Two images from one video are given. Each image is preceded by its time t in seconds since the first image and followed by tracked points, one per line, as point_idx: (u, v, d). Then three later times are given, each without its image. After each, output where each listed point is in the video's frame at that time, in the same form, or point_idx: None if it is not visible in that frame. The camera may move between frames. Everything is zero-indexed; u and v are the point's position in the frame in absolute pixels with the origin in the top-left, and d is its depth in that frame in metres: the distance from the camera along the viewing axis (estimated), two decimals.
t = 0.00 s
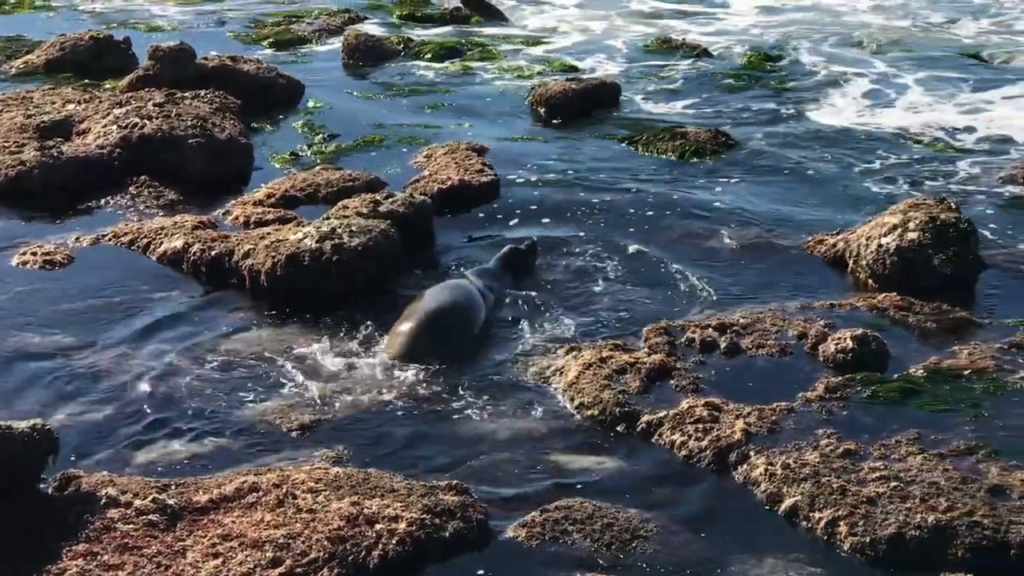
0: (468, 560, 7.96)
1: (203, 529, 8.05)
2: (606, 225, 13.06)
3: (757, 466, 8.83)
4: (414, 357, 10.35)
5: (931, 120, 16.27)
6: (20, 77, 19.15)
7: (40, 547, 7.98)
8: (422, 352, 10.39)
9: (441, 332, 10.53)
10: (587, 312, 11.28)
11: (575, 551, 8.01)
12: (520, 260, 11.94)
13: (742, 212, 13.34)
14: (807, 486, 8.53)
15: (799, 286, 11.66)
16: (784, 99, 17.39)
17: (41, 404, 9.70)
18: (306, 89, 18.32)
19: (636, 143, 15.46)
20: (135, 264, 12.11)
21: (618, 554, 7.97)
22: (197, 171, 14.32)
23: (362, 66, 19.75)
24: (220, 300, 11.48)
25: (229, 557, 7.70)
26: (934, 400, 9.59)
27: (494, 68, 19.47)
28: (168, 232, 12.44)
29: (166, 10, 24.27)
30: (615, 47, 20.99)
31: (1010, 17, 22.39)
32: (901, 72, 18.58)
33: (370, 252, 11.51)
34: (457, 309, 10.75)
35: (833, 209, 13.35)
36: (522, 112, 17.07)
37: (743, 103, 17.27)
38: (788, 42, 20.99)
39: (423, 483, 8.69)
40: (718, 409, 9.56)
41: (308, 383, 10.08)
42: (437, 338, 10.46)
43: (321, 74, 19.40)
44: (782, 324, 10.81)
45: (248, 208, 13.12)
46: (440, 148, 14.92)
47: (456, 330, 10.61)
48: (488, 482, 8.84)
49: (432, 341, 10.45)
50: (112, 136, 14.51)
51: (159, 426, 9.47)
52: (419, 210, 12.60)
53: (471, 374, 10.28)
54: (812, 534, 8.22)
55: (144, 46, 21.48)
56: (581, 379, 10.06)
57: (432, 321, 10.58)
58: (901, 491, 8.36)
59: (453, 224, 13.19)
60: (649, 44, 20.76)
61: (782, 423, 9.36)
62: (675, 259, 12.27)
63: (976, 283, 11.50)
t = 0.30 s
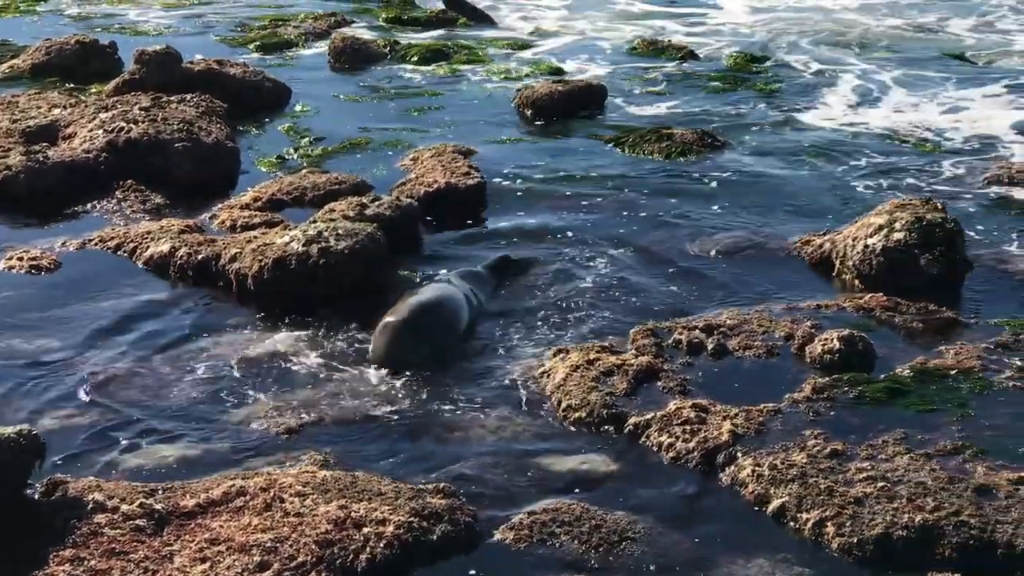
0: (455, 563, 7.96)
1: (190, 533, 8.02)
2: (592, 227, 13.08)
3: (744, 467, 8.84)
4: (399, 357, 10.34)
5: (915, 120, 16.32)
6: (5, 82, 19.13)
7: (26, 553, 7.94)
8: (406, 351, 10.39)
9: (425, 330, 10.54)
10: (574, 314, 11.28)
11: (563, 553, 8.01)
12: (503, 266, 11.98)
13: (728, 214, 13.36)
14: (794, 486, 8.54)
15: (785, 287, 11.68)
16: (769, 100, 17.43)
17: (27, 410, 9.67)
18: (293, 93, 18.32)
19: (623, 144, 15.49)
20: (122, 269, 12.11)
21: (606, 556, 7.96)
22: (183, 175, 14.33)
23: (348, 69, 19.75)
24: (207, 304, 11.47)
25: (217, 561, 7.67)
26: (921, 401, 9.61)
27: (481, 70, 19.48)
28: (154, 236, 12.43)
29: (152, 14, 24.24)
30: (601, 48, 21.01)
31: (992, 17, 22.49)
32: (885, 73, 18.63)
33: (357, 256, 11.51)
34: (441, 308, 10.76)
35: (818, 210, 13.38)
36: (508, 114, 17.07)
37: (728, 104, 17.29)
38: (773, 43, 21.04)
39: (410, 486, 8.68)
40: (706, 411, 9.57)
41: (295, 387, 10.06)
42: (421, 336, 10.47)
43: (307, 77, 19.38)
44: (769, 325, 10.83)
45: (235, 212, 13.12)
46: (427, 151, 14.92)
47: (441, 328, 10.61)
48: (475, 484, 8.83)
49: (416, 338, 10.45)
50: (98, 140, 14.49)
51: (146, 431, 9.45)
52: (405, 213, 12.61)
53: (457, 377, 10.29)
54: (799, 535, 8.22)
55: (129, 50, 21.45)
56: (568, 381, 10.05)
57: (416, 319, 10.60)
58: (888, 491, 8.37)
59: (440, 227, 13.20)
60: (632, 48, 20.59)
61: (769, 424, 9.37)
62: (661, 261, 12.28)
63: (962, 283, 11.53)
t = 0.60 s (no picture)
0: (447, 561, 7.95)
1: (182, 533, 8.00)
2: (583, 225, 13.09)
3: (735, 464, 8.84)
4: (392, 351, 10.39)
5: (903, 117, 16.35)
6: None
7: (17, 553, 7.90)
8: (396, 344, 10.42)
9: (416, 323, 10.58)
10: (564, 312, 11.28)
11: (555, 551, 8.00)
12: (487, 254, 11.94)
13: (719, 212, 13.37)
14: (786, 483, 8.54)
15: (775, 285, 11.69)
16: (758, 97, 17.43)
17: (17, 411, 9.64)
18: (283, 92, 18.30)
19: (613, 142, 15.51)
20: (112, 269, 12.09)
21: (598, 554, 7.96)
22: (173, 175, 14.32)
23: (338, 68, 19.74)
24: (199, 304, 11.46)
25: (208, 561, 7.65)
26: (911, 397, 9.63)
27: (471, 69, 19.48)
28: (145, 236, 12.42)
29: (140, 14, 24.20)
30: (591, 47, 21.01)
31: (980, 13, 22.54)
32: (873, 71, 18.65)
33: (348, 255, 11.51)
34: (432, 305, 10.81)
35: (809, 208, 13.39)
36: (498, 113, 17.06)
37: (718, 101, 17.29)
38: (762, 41, 21.04)
39: (402, 485, 8.68)
40: (696, 408, 9.57)
41: (285, 387, 10.05)
42: (412, 329, 10.50)
43: (297, 76, 19.36)
44: (760, 322, 10.83)
45: (226, 211, 13.11)
46: (418, 150, 14.92)
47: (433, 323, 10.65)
48: (467, 483, 8.82)
49: (407, 331, 10.48)
50: (88, 141, 14.46)
51: (137, 431, 9.43)
52: (394, 212, 12.62)
53: (448, 376, 10.28)
54: (791, 531, 8.23)
55: (118, 50, 21.41)
56: (559, 379, 10.05)
57: (408, 312, 10.64)
58: (880, 487, 8.38)
59: (431, 226, 13.19)
60: (622, 46, 20.50)
61: (760, 421, 9.37)
62: (650, 259, 12.28)
63: (952, 280, 11.55)
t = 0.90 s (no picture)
0: (446, 557, 7.95)
1: (180, 529, 8.00)
2: (582, 220, 13.08)
3: (734, 459, 8.83)
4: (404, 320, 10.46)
5: (902, 113, 16.33)
6: None
7: (15, 548, 7.88)
8: (406, 310, 10.46)
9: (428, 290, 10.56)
10: (563, 307, 11.28)
11: (554, 546, 8.00)
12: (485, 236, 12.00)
13: (718, 207, 13.36)
14: (784, 479, 8.54)
15: (774, 280, 11.69)
16: (756, 93, 17.41)
17: (17, 407, 9.64)
18: (281, 88, 18.28)
19: (612, 138, 15.48)
20: (111, 265, 12.09)
21: (597, 548, 7.96)
22: (172, 170, 14.32)
23: (336, 64, 19.74)
24: (197, 300, 11.45)
25: (207, 557, 7.64)
26: (910, 392, 9.63)
27: (469, 65, 19.46)
28: (143, 233, 12.41)
29: (138, 10, 24.18)
30: (589, 43, 20.99)
31: (978, 8, 22.52)
32: (871, 66, 18.63)
33: (346, 251, 11.51)
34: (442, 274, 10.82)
35: (807, 203, 13.38)
36: (497, 108, 17.05)
37: (716, 97, 17.28)
38: (761, 36, 21.02)
39: (400, 481, 8.67)
40: (695, 404, 9.58)
41: (284, 383, 10.04)
42: (425, 295, 10.51)
43: (296, 72, 19.34)
44: (759, 317, 10.83)
45: (224, 207, 13.10)
46: (416, 145, 14.91)
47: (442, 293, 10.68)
48: (465, 478, 8.81)
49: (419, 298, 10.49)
50: (86, 137, 14.45)
51: (136, 427, 9.43)
52: (393, 208, 12.62)
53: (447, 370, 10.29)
54: (789, 526, 8.22)
55: (117, 45, 21.39)
56: (558, 374, 10.04)
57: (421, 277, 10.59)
58: (878, 482, 8.38)
59: (430, 222, 13.19)
60: (620, 41, 20.45)
61: (759, 417, 9.38)
62: (649, 254, 12.27)
63: (950, 275, 11.55)
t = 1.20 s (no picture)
0: (450, 559, 7.94)
1: (186, 530, 8.00)
2: (586, 223, 13.07)
3: (739, 461, 8.83)
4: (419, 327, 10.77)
5: (906, 115, 16.31)
6: None
7: (20, 550, 7.89)
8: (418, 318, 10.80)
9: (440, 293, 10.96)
10: (567, 309, 11.29)
11: (559, 548, 7.99)
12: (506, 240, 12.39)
13: (723, 209, 13.35)
14: (789, 481, 8.54)
15: (780, 282, 11.68)
16: (761, 95, 17.39)
17: (22, 408, 9.65)
18: (286, 91, 18.29)
19: (616, 140, 15.43)
20: (116, 267, 12.10)
21: (601, 549, 7.96)
22: (176, 172, 14.33)
23: (340, 66, 19.76)
24: (202, 302, 11.46)
25: (212, 558, 7.64)
26: (916, 394, 9.62)
27: (473, 67, 19.46)
28: (148, 234, 12.42)
29: (143, 13, 24.19)
30: (593, 45, 20.96)
31: (983, 11, 22.48)
32: (876, 68, 18.61)
33: (351, 253, 11.53)
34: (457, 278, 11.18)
35: (812, 205, 13.37)
36: (501, 110, 17.06)
37: (721, 99, 17.26)
38: (765, 39, 21.00)
39: (405, 482, 8.67)
40: (700, 405, 9.57)
41: (289, 385, 10.04)
42: (433, 301, 10.83)
43: (300, 74, 19.36)
44: (764, 319, 10.84)
45: (229, 209, 13.11)
46: (420, 147, 14.92)
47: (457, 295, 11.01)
48: (471, 480, 8.81)
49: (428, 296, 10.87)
50: (91, 138, 14.47)
51: (141, 429, 9.43)
52: (398, 210, 12.64)
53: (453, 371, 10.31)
54: (794, 528, 8.22)
55: (121, 47, 21.40)
56: (563, 376, 10.04)
57: (432, 285, 10.97)
58: (883, 484, 8.37)
59: (434, 224, 13.19)
60: (625, 44, 20.44)
61: (764, 418, 9.38)
62: (653, 256, 12.28)
63: (956, 277, 11.54)
